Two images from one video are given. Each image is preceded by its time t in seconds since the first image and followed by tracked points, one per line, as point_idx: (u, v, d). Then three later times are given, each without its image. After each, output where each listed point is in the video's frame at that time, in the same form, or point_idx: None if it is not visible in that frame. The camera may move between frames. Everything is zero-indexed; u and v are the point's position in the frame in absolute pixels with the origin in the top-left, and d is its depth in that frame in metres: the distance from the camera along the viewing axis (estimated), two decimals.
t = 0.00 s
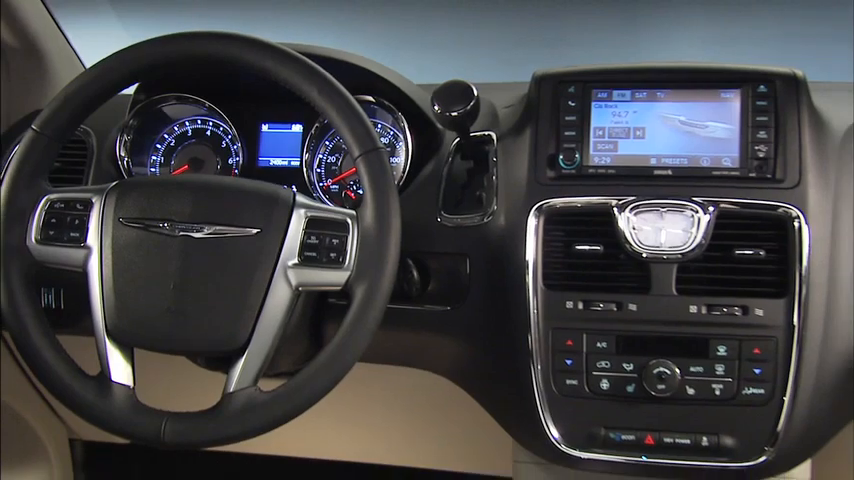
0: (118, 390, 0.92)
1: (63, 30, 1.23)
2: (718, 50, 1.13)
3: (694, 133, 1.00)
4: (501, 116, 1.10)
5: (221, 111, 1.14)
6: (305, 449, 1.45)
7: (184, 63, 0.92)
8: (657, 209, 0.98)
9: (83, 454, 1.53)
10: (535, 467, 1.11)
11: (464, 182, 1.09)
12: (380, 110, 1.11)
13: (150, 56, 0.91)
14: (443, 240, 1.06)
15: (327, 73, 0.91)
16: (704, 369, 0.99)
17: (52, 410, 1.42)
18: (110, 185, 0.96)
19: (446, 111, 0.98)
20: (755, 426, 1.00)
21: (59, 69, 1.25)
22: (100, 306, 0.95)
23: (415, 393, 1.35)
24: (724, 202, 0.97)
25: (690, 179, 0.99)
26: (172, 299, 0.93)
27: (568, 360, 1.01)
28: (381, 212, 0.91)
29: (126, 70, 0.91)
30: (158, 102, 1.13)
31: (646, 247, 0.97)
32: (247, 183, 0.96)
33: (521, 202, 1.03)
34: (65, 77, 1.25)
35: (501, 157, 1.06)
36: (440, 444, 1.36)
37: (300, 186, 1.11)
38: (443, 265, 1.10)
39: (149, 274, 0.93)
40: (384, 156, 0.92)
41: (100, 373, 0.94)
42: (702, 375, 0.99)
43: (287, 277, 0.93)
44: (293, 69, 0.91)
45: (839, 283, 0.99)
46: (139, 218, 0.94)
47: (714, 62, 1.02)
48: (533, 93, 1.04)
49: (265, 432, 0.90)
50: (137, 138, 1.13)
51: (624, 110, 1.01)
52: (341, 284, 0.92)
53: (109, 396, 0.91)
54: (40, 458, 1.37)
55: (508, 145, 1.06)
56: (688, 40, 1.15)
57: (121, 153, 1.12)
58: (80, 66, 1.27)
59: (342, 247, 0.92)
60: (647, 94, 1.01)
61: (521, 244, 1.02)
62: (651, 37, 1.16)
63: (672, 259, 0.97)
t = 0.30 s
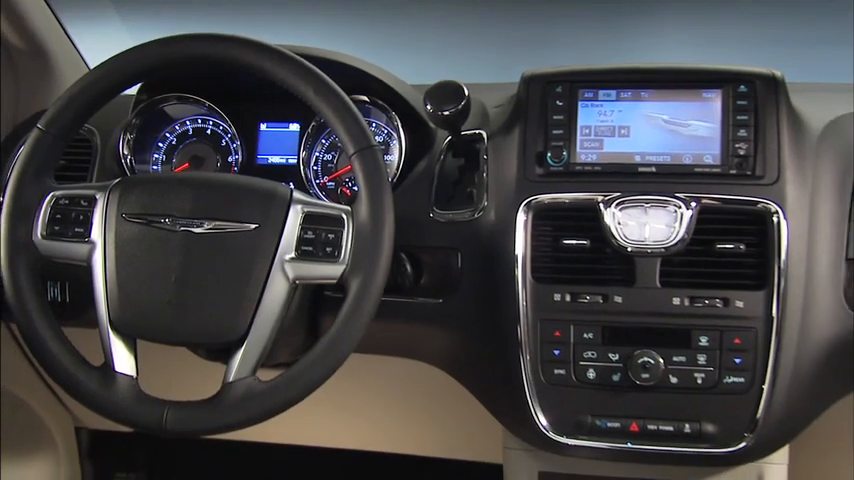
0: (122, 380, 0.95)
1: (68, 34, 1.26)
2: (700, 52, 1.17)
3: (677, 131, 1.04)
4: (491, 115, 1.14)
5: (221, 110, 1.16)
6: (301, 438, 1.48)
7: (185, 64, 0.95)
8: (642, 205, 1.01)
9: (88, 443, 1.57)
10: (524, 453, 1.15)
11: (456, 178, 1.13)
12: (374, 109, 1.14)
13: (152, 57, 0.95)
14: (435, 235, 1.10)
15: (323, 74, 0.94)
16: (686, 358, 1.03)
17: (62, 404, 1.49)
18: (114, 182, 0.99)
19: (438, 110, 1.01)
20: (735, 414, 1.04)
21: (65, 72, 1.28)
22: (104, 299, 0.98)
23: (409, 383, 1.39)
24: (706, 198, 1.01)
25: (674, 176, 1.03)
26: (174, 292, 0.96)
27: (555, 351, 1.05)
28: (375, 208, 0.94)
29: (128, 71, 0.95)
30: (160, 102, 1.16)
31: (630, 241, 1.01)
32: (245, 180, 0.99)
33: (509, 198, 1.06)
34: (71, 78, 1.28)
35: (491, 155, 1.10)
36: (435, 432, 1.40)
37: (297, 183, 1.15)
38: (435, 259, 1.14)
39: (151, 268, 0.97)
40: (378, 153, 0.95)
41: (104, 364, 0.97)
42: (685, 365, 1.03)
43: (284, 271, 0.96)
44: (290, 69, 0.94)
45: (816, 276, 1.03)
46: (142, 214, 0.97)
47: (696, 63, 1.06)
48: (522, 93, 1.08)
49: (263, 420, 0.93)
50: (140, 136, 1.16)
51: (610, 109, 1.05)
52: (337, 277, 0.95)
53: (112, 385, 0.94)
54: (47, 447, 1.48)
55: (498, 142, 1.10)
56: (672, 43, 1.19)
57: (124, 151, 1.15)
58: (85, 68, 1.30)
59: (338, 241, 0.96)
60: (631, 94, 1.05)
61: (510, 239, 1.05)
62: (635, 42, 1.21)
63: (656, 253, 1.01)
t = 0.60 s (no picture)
0: (127, 371, 0.98)
1: (76, 38, 1.31)
2: (683, 56, 1.22)
3: (662, 130, 1.08)
4: (483, 115, 1.18)
5: (222, 111, 1.19)
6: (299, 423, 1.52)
7: (187, 65, 0.98)
8: (629, 201, 1.05)
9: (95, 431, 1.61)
10: (515, 441, 1.19)
11: (449, 175, 1.17)
12: (370, 109, 1.18)
13: (156, 58, 0.98)
14: (428, 230, 1.14)
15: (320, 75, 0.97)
16: (670, 349, 1.07)
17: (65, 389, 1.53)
18: (118, 179, 1.03)
19: (431, 110, 1.05)
20: (718, 402, 1.08)
21: (73, 74, 1.33)
22: (110, 293, 1.01)
23: (404, 375, 1.43)
24: (690, 195, 1.05)
25: (659, 173, 1.07)
26: (176, 286, 1.00)
27: (545, 342, 1.09)
28: (371, 205, 0.98)
29: (133, 71, 0.98)
30: (164, 103, 1.20)
31: (618, 236, 1.04)
32: (245, 178, 1.02)
33: (501, 194, 1.10)
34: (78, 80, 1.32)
35: (484, 153, 1.13)
36: (429, 421, 1.44)
37: (295, 180, 1.18)
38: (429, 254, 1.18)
39: (155, 262, 1.00)
40: (373, 152, 0.99)
41: (109, 355, 1.00)
42: (670, 355, 1.07)
43: (283, 265, 1.00)
44: (288, 71, 0.97)
45: (796, 270, 1.07)
46: (145, 211, 1.01)
47: (680, 66, 1.10)
48: (513, 93, 1.12)
49: (263, 409, 0.96)
50: (145, 136, 1.19)
51: (598, 109, 1.09)
52: (334, 271, 0.99)
53: (118, 376, 0.97)
54: (58, 435, 1.44)
55: (490, 141, 1.14)
56: (656, 47, 1.24)
57: (129, 150, 1.18)
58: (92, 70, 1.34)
59: (335, 237, 0.99)
60: (618, 95, 1.09)
61: (501, 234, 1.09)
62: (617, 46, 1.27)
63: (642, 247, 1.04)
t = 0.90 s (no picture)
0: (130, 363, 1.01)
1: (82, 41, 1.35)
2: (668, 59, 1.26)
3: (650, 129, 1.11)
4: (476, 115, 1.22)
5: (223, 110, 1.22)
6: (297, 415, 1.56)
7: (189, 66, 1.01)
8: (617, 198, 1.09)
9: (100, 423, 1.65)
10: (507, 430, 1.23)
11: (443, 173, 1.20)
12: (366, 108, 1.21)
13: (158, 59, 1.01)
14: (423, 226, 1.18)
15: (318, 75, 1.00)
16: (657, 341, 1.11)
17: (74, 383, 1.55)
18: (122, 177, 1.06)
19: (426, 109, 1.08)
20: (704, 393, 1.11)
21: (79, 75, 1.36)
22: (114, 287, 1.04)
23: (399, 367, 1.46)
24: (676, 192, 1.09)
25: (647, 170, 1.10)
26: (179, 280, 1.03)
27: (536, 334, 1.13)
28: (367, 201, 1.01)
29: (136, 72, 1.01)
30: (166, 103, 1.23)
31: (606, 232, 1.08)
32: (245, 175, 1.05)
33: (493, 191, 1.14)
34: (84, 81, 1.36)
35: (477, 151, 1.17)
36: (424, 412, 1.48)
37: (295, 177, 1.22)
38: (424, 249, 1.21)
39: (158, 257, 1.03)
40: (370, 151, 1.02)
41: (113, 348, 1.03)
42: (657, 347, 1.11)
43: (282, 260, 1.03)
44: (287, 71, 1.00)
45: (779, 265, 1.10)
46: (149, 207, 1.04)
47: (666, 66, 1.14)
48: (505, 93, 1.15)
49: (263, 399, 0.99)
50: (148, 136, 1.23)
51: (587, 109, 1.12)
52: (331, 266, 1.02)
53: (122, 368, 1.00)
54: (62, 426, 1.50)
55: (483, 140, 1.17)
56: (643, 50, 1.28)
57: (133, 149, 1.22)
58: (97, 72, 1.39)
59: (333, 232, 1.02)
60: (607, 95, 1.12)
61: (494, 230, 1.13)
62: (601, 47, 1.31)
63: (630, 243, 1.08)
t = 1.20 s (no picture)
0: (136, 356, 1.04)
1: (89, 43, 1.39)
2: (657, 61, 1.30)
3: (640, 128, 1.14)
4: (471, 114, 1.25)
5: (225, 110, 1.26)
6: (296, 406, 1.60)
7: (191, 67, 1.04)
8: (607, 195, 1.11)
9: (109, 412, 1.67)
10: (501, 420, 1.26)
11: (439, 171, 1.24)
12: (364, 108, 1.24)
13: (162, 60, 1.04)
14: (419, 222, 1.21)
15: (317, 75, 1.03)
16: (647, 334, 1.14)
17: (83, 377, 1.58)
18: (127, 174, 1.09)
19: (422, 109, 1.11)
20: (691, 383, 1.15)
21: (86, 76, 1.40)
22: (120, 281, 1.07)
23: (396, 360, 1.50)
24: (665, 189, 1.12)
25: (637, 168, 1.13)
26: (182, 275, 1.06)
27: (529, 327, 1.16)
28: (365, 198, 1.04)
29: (140, 73, 1.04)
30: (170, 103, 1.26)
31: (597, 227, 1.11)
32: (246, 173, 1.08)
33: (488, 188, 1.17)
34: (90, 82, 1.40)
35: (472, 150, 1.20)
36: (420, 403, 1.51)
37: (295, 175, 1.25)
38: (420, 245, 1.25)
39: (162, 253, 1.06)
40: (367, 149, 1.05)
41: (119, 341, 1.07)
42: (646, 339, 1.14)
43: (282, 255, 1.06)
44: (287, 71, 1.03)
45: (764, 259, 1.14)
46: (153, 204, 1.07)
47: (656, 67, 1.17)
48: (499, 93, 1.19)
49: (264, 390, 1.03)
50: (153, 134, 1.26)
51: (579, 108, 1.16)
52: (330, 261, 1.05)
53: (128, 360, 1.03)
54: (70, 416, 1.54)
55: (477, 139, 1.21)
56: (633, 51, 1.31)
57: (138, 147, 1.25)
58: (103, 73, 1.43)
59: (331, 228, 1.05)
60: (598, 95, 1.16)
61: (488, 226, 1.16)
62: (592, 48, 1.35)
63: (620, 238, 1.11)
